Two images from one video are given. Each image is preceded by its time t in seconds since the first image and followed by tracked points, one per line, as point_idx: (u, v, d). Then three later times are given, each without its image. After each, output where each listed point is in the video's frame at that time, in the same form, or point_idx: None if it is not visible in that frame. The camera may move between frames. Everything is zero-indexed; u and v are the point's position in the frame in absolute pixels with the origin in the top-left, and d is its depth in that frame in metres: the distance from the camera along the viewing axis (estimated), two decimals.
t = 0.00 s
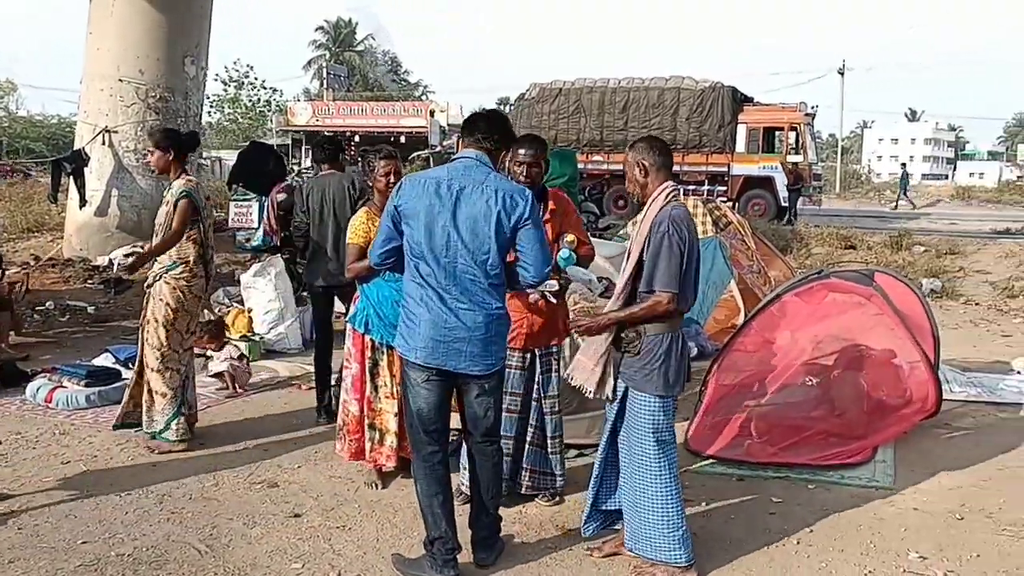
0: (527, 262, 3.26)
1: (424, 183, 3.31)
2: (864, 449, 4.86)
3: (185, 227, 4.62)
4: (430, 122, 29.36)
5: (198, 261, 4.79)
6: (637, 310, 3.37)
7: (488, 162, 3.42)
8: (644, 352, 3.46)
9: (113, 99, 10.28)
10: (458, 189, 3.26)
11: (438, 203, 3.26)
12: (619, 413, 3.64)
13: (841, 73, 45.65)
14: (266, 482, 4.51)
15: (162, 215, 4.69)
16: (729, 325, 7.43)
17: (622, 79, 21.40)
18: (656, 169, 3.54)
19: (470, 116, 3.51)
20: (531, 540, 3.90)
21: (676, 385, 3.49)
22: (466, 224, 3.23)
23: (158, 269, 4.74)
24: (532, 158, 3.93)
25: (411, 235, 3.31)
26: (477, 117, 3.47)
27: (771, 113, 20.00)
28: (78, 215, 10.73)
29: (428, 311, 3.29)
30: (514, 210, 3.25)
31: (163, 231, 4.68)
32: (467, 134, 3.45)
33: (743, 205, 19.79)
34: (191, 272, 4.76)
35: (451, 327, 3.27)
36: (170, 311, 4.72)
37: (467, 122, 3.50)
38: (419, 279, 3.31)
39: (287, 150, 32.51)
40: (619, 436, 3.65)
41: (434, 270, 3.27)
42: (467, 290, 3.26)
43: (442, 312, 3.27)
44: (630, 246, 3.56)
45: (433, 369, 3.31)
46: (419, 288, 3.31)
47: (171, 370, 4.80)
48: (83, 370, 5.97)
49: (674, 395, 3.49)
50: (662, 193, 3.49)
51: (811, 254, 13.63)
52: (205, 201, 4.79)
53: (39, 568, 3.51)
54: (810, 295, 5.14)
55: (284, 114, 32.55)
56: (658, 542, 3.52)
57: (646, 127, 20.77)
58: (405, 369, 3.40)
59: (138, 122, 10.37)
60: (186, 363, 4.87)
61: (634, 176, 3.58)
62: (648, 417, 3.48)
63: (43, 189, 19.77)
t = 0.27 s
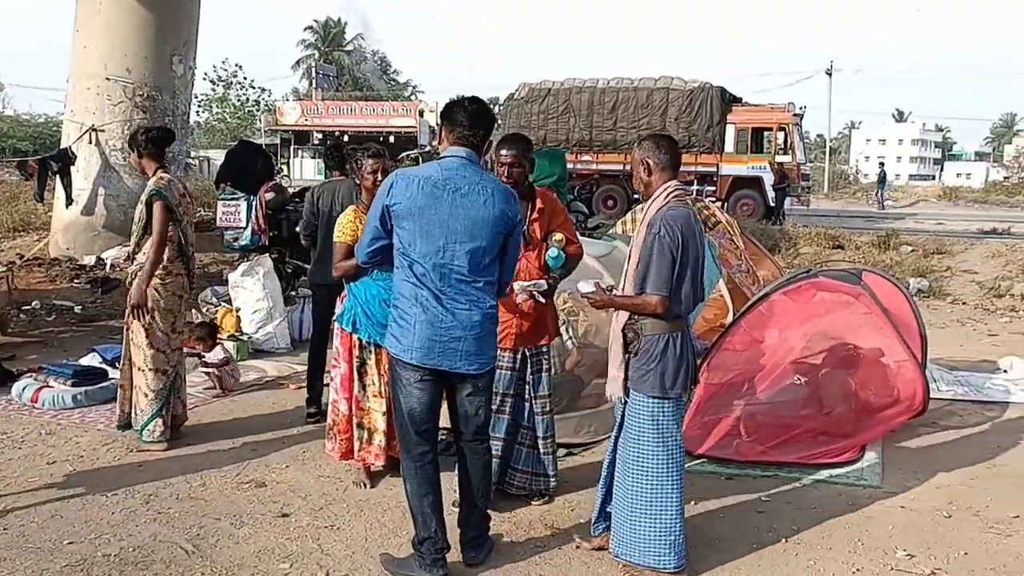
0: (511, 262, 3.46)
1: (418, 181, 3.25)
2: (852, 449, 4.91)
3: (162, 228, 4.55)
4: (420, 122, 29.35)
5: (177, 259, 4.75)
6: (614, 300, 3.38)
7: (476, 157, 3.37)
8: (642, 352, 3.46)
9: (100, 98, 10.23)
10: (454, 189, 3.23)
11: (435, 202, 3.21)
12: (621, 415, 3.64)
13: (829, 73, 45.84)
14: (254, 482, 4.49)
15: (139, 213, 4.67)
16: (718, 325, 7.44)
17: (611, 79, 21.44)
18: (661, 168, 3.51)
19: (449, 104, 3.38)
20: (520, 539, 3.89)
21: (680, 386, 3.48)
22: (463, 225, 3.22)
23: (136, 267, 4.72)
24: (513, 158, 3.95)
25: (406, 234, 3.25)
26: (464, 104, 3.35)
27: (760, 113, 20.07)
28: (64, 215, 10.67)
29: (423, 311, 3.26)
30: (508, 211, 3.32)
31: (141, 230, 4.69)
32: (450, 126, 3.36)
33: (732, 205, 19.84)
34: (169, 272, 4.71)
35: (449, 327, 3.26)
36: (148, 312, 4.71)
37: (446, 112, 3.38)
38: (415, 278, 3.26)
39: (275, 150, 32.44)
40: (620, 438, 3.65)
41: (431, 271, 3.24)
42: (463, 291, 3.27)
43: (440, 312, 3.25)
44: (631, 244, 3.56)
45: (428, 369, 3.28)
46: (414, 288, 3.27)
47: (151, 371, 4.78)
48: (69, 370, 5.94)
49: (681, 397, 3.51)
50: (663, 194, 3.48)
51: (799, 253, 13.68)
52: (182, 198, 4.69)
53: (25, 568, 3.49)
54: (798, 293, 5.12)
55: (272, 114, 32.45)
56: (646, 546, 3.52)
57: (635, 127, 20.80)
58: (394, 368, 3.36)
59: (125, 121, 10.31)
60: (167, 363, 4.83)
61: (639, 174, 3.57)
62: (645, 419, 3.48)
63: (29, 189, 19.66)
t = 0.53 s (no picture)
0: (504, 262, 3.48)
1: (418, 182, 3.22)
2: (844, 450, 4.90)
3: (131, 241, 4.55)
4: (411, 122, 29.32)
5: (151, 263, 4.72)
6: (612, 301, 3.36)
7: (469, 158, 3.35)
8: (638, 353, 3.47)
9: (90, 98, 10.17)
10: (455, 190, 3.23)
11: (437, 204, 3.20)
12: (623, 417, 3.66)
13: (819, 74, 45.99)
14: (245, 485, 4.47)
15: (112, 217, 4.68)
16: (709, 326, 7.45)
17: (602, 79, 21.46)
18: (660, 170, 3.51)
19: (440, 102, 3.34)
20: (512, 542, 3.88)
21: (679, 390, 3.47)
22: (464, 226, 3.24)
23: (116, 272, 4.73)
24: (494, 158, 3.93)
25: (406, 234, 3.22)
26: (456, 103, 3.31)
27: (750, 114, 20.13)
28: (53, 215, 10.61)
29: (424, 313, 3.24)
30: (502, 214, 3.37)
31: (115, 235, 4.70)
32: (442, 125, 3.32)
33: (722, 206, 19.87)
34: (146, 274, 4.70)
35: (450, 328, 3.25)
36: (126, 319, 4.70)
37: (437, 111, 3.34)
38: (415, 280, 3.24)
39: (266, 150, 32.36)
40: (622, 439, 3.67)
41: (432, 272, 3.23)
42: (463, 292, 3.28)
43: (441, 314, 3.24)
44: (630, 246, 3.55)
45: (428, 373, 3.27)
46: (414, 290, 3.25)
47: (137, 376, 4.76)
48: (59, 372, 5.90)
49: (681, 401, 3.50)
50: (662, 195, 3.48)
51: (789, 254, 13.71)
52: (148, 202, 4.64)
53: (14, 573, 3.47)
54: (790, 294, 5.14)
55: (262, 114, 32.36)
56: (640, 549, 3.54)
57: (627, 128, 20.82)
58: (389, 371, 3.34)
59: (114, 121, 10.26)
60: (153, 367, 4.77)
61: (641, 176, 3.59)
62: (643, 422, 3.49)
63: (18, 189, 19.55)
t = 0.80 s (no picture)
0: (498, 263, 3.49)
1: (416, 184, 3.21)
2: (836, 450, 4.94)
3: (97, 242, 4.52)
4: (405, 123, 29.27)
5: (134, 266, 4.70)
6: (613, 301, 3.38)
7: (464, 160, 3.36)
8: (638, 353, 3.48)
9: (83, 100, 10.13)
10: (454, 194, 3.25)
11: (435, 207, 3.20)
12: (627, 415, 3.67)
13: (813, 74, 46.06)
14: (242, 488, 4.46)
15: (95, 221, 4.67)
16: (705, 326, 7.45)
17: (597, 79, 21.46)
18: (663, 169, 3.50)
19: (433, 104, 3.34)
20: (510, 544, 3.87)
21: (680, 388, 3.46)
22: (463, 228, 3.24)
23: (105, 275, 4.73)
24: (486, 159, 3.93)
25: (405, 236, 3.20)
26: (449, 103, 3.30)
27: (744, 114, 20.16)
28: (48, 218, 10.57)
29: (424, 315, 3.23)
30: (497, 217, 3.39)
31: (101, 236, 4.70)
32: (436, 126, 3.32)
33: (718, 205, 19.80)
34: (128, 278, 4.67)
35: (451, 330, 3.24)
36: (114, 323, 4.72)
37: (431, 111, 3.34)
38: (416, 283, 3.22)
39: (261, 151, 32.30)
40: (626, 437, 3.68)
41: (431, 275, 3.22)
42: (462, 294, 3.28)
43: (441, 316, 3.24)
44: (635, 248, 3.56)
45: (428, 375, 3.25)
46: (413, 292, 3.23)
47: (127, 379, 4.78)
48: (54, 375, 5.88)
49: (682, 400, 3.49)
50: (663, 195, 3.48)
51: (785, 254, 13.71)
52: (124, 206, 4.59)
53: None
54: (786, 295, 5.12)
55: (257, 115, 32.30)
56: (636, 547, 3.56)
57: (622, 128, 20.82)
58: (387, 374, 3.33)
59: (108, 123, 10.21)
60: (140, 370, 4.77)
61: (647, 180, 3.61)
62: (643, 421, 3.49)
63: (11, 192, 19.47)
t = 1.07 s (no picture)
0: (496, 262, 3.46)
1: (407, 186, 3.20)
2: (837, 449, 4.93)
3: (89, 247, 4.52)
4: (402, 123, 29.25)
5: (124, 268, 4.68)
6: (620, 297, 3.36)
7: (456, 159, 3.35)
8: (642, 352, 3.47)
9: (79, 101, 10.10)
10: (447, 193, 3.24)
11: (428, 208, 3.19)
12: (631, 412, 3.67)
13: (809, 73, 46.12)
14: (240, 490, 4.45)
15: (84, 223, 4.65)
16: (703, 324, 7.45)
17: (593, 79, 21.47)
18: (667, 167, 3.49)
19: (422, 105, 3.33)
20: (510, 545, 3.87)
21: (684, 386, 3.45)
22: (456, 228, 3.23)
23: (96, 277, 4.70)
24: (481, 159, 3.92)
25: (398, 239, 3.20)
26: (438, 103, 3.29)
27: (741, 113, 20.20)
28: (44, 220, 10.55)
29: (421, 317, 3.22)
30: (491, 215, 3.38)
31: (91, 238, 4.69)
32: (425, 127, 3.32)
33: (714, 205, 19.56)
34: (117, 280, 4.67)
35: (449, 331, 3.24)
36: (107, 325, 4.71)
37: (421, 112, 3.33)
38: (410, 284, 3.22)
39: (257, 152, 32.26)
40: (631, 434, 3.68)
41: (425, 276, 3.21)
42: (458, 294, 3.27)
43: (438, 317, 3.23)
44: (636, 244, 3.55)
45: (427, 375, 3.24)
46: (408, 294, 3.22)
47: (123, 379, 4.81)
48: (52, 378, 5.87)
49: (687, 398, 3.48)
50: (666, 193, 3.47)
51: (782, 253, 13.73)
52: (111, 209, 4.56)
53: None
54: (784, 293, 5.12)
55: (253, 117, 32.26)
56: (640, 545, 3.55)
57: (618, 127, 20.82)
58: (387, 375, 3.32)
59: (104, 125, 10.18)
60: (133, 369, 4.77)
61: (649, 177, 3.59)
62: (647, 417, 3.49)
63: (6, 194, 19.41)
